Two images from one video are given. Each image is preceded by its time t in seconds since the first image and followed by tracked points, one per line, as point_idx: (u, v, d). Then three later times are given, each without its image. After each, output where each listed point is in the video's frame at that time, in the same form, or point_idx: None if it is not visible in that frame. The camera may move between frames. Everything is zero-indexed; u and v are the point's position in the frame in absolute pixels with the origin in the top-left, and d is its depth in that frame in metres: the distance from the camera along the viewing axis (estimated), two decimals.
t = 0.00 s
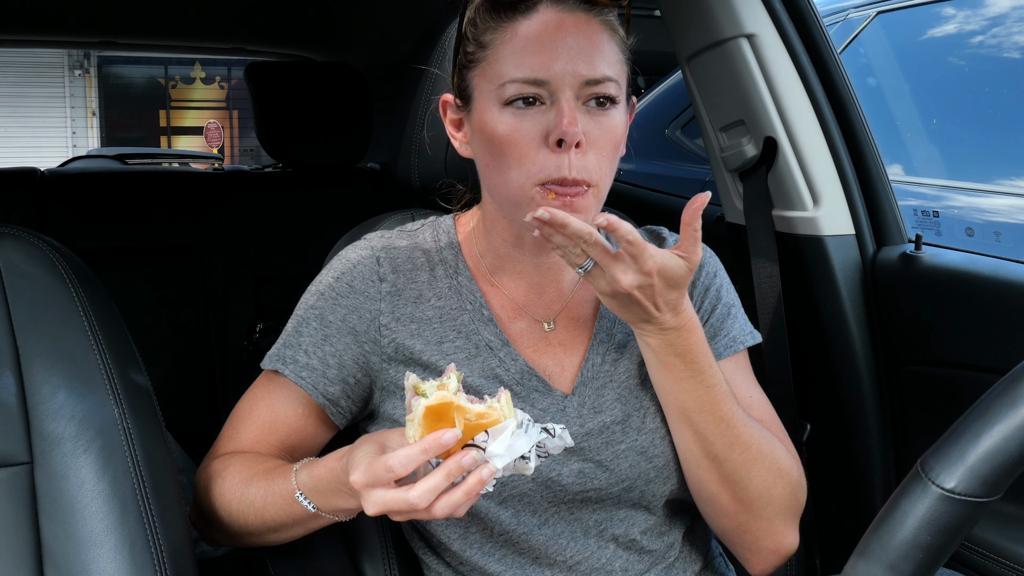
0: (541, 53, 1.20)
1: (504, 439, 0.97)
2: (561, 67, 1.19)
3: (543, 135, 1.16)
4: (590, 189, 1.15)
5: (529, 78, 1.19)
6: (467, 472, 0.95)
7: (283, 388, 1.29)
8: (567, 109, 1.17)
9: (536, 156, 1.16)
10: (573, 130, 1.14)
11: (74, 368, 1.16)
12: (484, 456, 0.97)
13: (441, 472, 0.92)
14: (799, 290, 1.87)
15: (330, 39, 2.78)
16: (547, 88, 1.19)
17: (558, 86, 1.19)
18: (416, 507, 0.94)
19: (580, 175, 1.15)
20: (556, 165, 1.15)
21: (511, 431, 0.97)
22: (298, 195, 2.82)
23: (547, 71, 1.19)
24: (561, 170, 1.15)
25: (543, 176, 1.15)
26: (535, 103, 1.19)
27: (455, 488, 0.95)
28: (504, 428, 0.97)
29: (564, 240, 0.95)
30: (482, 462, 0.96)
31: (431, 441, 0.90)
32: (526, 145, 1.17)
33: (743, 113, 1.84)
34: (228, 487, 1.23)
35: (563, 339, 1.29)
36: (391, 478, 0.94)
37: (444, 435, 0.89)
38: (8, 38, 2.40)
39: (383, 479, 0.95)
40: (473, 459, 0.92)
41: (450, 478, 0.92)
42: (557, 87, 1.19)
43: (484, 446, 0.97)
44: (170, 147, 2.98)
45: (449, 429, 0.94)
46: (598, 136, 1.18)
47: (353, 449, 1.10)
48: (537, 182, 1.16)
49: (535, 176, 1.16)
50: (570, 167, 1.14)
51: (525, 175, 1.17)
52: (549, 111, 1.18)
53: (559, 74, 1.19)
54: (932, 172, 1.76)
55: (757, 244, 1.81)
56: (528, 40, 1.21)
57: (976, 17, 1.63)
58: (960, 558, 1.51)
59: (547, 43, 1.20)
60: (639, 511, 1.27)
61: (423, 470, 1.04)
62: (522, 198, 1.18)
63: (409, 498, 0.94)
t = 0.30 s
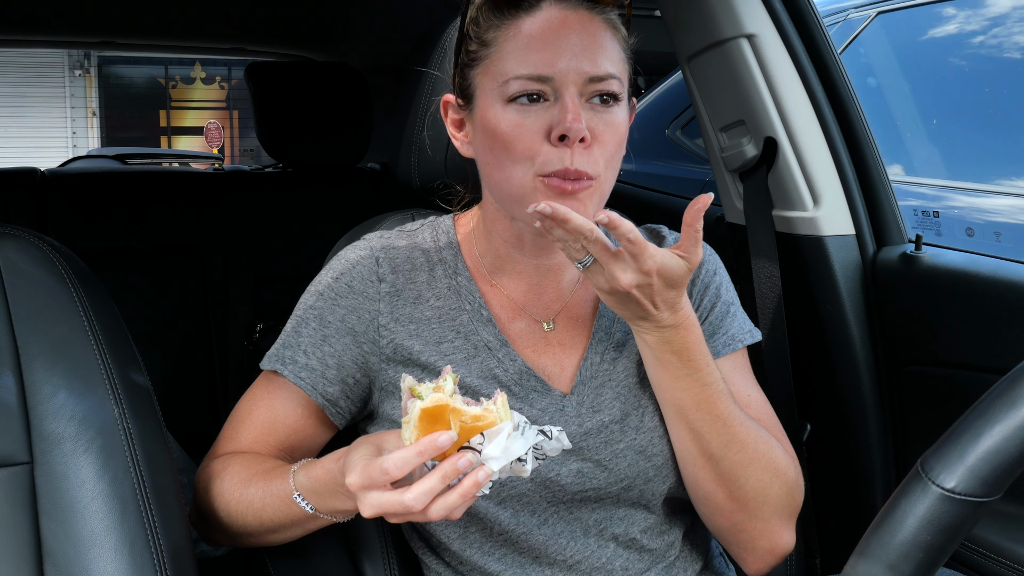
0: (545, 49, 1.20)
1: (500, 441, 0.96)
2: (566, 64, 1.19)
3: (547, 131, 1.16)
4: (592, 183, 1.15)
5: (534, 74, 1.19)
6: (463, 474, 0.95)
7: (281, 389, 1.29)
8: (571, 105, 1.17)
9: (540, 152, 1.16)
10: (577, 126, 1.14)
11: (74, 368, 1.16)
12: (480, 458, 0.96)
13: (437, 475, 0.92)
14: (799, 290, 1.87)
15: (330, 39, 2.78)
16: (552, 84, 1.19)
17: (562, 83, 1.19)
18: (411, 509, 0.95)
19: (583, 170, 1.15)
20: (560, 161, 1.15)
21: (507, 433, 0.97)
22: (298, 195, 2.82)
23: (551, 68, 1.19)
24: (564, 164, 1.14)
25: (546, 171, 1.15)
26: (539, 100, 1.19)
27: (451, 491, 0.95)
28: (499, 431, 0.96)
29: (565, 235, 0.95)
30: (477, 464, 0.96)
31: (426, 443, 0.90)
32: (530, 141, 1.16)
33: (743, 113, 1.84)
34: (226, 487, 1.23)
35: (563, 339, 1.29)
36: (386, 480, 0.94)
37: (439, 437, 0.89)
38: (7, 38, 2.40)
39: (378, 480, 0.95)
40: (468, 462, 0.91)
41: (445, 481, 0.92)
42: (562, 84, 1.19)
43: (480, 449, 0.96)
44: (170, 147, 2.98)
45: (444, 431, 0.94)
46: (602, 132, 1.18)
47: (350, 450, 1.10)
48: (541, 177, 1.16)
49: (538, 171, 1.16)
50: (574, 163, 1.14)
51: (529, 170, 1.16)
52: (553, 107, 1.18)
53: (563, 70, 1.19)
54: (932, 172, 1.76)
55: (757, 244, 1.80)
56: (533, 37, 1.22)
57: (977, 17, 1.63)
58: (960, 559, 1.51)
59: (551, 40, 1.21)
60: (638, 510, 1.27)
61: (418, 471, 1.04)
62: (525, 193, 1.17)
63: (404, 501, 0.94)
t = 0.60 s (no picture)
0: (543, 48, 1.20)
1: (493, 441, 0.97)
2: (563, 63, 1.19)
3: (546, 130, 1.16)
4: (593, 181, 1.15)
5: (531, 73, 1.19)
6: (457, 474, 0.94)
7: (280, 389, 1.29)
8: (569, 104, 1.17)
9: (539, 150, 1.16)
10: (576, 124, 1.14)
11: (74, 368, 1.16)
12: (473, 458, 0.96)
13: (430, 475, 0.92)
14: (799, 291, 1.87)
15: (330, 39, 2.78)
16: (550, 83, 1.19)
17: (560, 82, 1.19)
18: (405, 509, 0.94)
19: (584, 168, 1.15)
20: (560, 160, 1.15)
21: (500, 433, 0.97)
22: (298, 196, 2.82)
23: (549, 67, 1.19)
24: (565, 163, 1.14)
25: (547, 170, 1.15)
26: (537, 98, 1.19)
27: (446, 491, 0.95)
28: (492, 431, 0.97)
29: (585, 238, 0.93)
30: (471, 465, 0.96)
31: (419, 443, 0.90)
32: (529, 140, 1.16)
33: (743, 113, 1.84)
34: (225, 487, 1.23)
35: (562, 339, 1.29)
36: (379, 480, 0.94)
37: (432, 437, 0.90)
38: (7, 38, 2.40)
39: (371, 481, 0.95)
40: (462, 461, 0.93)
41: (438, 481, 0.92)
42: (559, 82, 1.19)
43: (473, 449, 0.96)
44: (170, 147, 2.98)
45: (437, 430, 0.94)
46: (601, 131, 1.18)
47: (346, 449, 1.09)
48: (541, 175, 1.16)
49: (538, 170, 1.16)
50: (575, 161, 1.14)
51: (529, 170, 1.16)
52: (551, 106, 1.18)
53: (561, 69, 1.19)
54: (932, 172, 1.75)
55: (757, 244, 1.80)
56: (530, 35, 1.22)
57: (977, 17, 1.62)
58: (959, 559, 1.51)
59: (549, 39, 1.21)
60: (637, 511, 1.27)
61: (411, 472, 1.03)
62: (525, 192, 1.17)
63: (397, 501, 0.93)
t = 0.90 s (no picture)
0: (535, 47, 1.20)
1: (492, 439, 0.97)
2: (556, 61, 1.19)
3: (541, 130, 1.16)
4: (593, 178, 1.14)
5: (524, 72, 1.19)
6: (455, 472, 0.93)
7: (280, 389, 1.29)
8: (563, 103, 1.17)
9: (535, 150, 1.15)
10: (571, 123, 1.14)
11: (74, 368, 1.16)
12: (472, 456, 0.97)
13: (429, 473, 0.91)
14: (799, 291, 1.87)
15: (330, 39, 2.78)
16: (544, 82, 1.19)
17: (554, 81, 1.19)
18: (403, 508, 0.94)
19: (581, 168, 1.14)
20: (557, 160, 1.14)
21: (499, 431, 0.98)
22: (297, 196, 2.82)
23: (542, 66, 1.19)
24: (563, 162, 1.14)
25: (544, 170, 1.15)
26: (531, 98, 1.19)
27: (444, 489, 0.95)
28: (491, 429, 0.97)
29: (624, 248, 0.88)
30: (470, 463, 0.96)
31: (417, 442, 0.90)
32: (525, 140, 1.16)
33: (743, 113, 1.84)
34: (224, 487, 1.23)
35: (563, 339, 1.29)
36: (378, 478, 0.94)
37: (431, 435, 0.89)
38: (7, 38, 2.40)
39: (370, 479, 0.95)
40: (461, 459, 0.91)
41: (437, 479, 0.91)
42: (553, 81, 1.19)
43: (472, 447, 0.97)
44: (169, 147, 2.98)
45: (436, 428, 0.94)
46: (596, 128, 1.17)
47: (345, 448, 1.09)
48: (538, 175, 1.15)
49: (535, 170, 1.15)
50: (572, 160, 1.14)
51: (525, 169, 1.16)
52: (546, 105, 1.18)
53: (554, 68, 1.19)
54: (932, 172, 1.75)
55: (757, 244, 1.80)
56: (522, 34, 1.22)
57: (978, 17, 1.62)
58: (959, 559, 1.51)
59: (541, 38, 1.21)
60: (637, 512, 1.27)
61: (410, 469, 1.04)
62: (523, 191, 1.17)
63: (396, 499, 0.93)
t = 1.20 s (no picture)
0: (532, 51, 1.20)
1: (496, 434, 0.98)
2: (553, 66, 1.19)
3: (536, 134, 1.16)
4: (585, 180, 1.16)
5: (522, 76, 1.19)
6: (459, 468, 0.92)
7: (281, 388, 1.28)
8: (559, 107, 1.17)
9: (531, 155, 1.16)
10: (566, 129, 1.15)
11: (73, 368, 1.16)
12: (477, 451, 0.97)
13: (434, 468, 0.91)
14: (799, 291, 1.87)
15: (329, 39, 2.78)
16: (540, 86, 1.19)
17: (551, 85, 1.19)
18: (408, 503, 0.94)
19: (575, 174, 1.15)
20: (552, 165, 1.15)
21: (504, 427, 0.99)
22: (297, 196, 2.82)
23: (539, 70, 1.19)
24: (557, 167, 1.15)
25: (540, 176, 1.16)
26: (528, 102, 1.19)
27: (448, 485, 0.94)
28: (496, 424, 0.98)
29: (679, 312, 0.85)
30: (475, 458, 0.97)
31: (422, 437, 0.89)
32: (521, 144, 1.17)
33: (743, 113, 1.84)
34: (225, 486, 1.23)
35: (563, 339, 1.30)
36: (383, 474, 0.94)
37: (436, 430, 0.89)
38: (7, 38, 2.41)
39: (375, 475, 0.94)
40: (465, 455, 0.90)
41: (442, 474, 0.91)
42: (550, 85, 1.18)
43: (477, 442, 0.97)
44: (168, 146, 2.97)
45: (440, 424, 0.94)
46: (591, 133, 1.18)
47: (347, 446, 1.09)
48: (533, 180, 1.16)
49: (531, 175, 1.16)
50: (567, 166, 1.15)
51: (521, 173, 1.17)
52: (542, 109, 1.18)
53: (551, 72, 1.19)
54: (931, 172, 1.75)
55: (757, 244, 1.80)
56: (520, 37, 1.21)
57: (978, 16, 1.62)
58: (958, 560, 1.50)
59: (538, 42, 1.20)
60: (637, 511, 1.27)
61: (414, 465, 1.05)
62: (518, 195, 1.18)
63: (401, 494, 0.93)
